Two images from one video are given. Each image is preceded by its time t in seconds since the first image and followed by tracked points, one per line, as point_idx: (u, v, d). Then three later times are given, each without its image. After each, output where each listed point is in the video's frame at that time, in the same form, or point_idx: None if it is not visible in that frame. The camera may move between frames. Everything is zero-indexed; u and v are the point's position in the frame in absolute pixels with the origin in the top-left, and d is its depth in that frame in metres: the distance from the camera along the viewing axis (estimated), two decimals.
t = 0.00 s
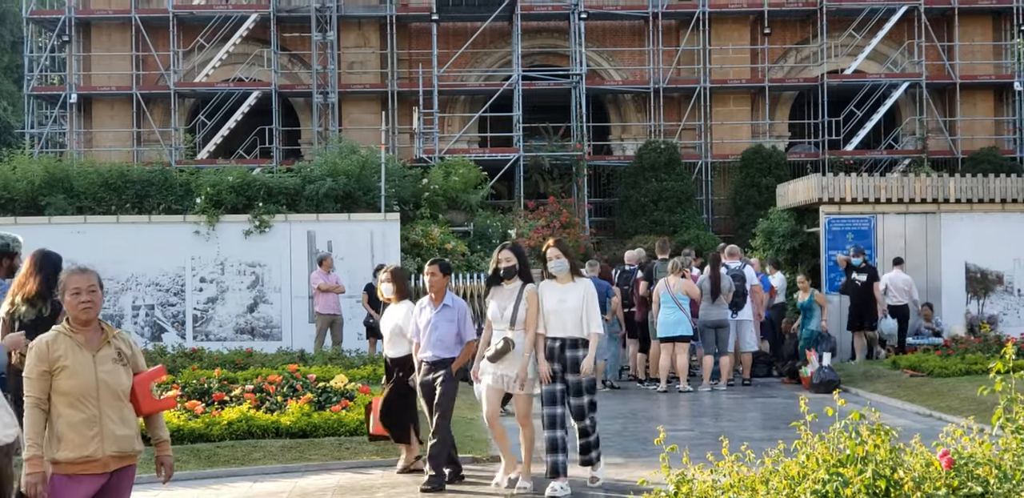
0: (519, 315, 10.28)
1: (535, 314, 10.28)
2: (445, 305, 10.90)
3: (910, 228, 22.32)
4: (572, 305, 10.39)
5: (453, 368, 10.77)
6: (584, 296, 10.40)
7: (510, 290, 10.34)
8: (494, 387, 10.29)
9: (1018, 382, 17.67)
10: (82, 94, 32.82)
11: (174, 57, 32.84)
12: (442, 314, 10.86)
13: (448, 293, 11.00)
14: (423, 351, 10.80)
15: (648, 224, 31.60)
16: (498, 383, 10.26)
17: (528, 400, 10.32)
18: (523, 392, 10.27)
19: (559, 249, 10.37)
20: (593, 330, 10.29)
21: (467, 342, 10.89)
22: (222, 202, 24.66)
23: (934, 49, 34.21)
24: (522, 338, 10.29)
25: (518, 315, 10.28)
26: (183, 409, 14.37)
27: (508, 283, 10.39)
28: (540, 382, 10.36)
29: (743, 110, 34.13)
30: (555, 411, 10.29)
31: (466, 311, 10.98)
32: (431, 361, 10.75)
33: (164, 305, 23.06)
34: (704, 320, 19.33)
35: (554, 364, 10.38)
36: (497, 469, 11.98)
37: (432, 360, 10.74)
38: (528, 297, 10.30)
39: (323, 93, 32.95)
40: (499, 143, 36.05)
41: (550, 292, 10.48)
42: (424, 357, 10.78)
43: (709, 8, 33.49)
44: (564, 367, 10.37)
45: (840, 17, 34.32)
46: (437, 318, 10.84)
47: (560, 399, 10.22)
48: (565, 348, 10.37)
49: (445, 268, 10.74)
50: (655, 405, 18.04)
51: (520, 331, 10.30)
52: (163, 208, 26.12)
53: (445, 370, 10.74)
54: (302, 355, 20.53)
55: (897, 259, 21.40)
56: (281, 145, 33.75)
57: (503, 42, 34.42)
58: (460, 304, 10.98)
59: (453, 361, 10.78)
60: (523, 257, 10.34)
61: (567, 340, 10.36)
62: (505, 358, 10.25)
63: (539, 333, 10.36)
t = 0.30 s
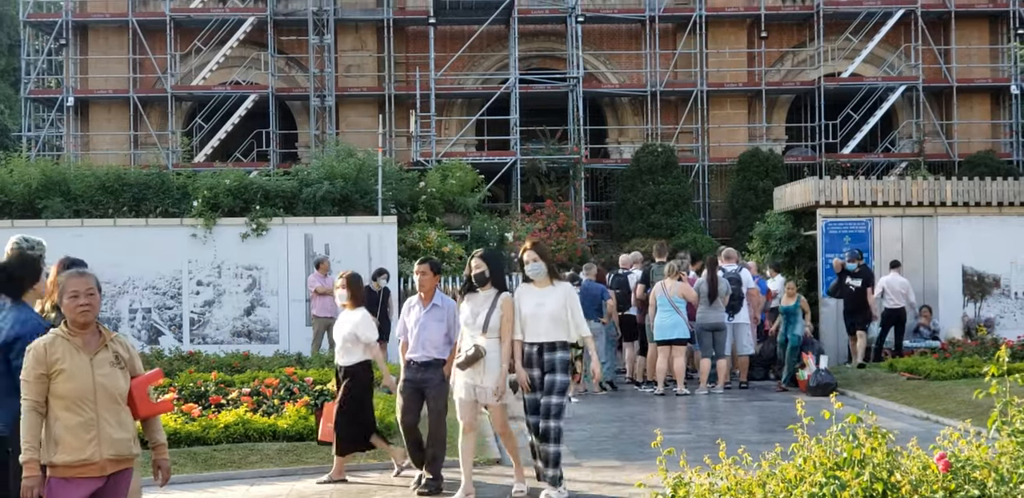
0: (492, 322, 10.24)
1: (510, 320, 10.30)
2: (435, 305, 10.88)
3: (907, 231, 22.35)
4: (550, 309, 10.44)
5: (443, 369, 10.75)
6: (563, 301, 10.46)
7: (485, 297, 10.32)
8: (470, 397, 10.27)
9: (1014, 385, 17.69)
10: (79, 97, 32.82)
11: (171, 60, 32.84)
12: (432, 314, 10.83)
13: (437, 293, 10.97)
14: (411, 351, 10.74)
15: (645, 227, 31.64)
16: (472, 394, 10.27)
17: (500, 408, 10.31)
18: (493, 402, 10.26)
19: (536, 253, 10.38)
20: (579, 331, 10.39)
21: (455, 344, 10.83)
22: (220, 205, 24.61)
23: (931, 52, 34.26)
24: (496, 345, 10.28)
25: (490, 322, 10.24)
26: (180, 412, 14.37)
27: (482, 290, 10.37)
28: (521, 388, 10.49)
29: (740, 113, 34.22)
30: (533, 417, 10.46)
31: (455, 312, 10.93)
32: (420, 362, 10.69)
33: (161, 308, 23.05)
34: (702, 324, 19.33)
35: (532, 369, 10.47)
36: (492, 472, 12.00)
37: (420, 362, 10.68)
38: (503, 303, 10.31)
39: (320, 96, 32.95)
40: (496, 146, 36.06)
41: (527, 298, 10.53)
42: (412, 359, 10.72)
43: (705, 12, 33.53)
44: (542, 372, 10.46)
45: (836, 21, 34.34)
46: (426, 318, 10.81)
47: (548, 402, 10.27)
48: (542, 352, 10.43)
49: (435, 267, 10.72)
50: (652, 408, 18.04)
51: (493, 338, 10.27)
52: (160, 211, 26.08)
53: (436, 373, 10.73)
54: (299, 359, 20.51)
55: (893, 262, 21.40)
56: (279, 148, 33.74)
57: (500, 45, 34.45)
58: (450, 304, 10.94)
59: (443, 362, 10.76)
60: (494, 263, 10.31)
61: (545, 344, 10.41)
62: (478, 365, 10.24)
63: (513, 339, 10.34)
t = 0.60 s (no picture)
0: (469, 328, 10.01)
1: (488, 327, 10.06)
2: (422, 314, 10.93)
3: (903, 238, 22.43)
4: (528, 318, 10.01)
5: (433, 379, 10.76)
6: (542, 310, 10.03)
7: (462, 302, 10.09)
8: (441, 404, 9.95)
9: (1010, 392, 17.71)
10: (74, 104, 32.71)
11: (167, 67, 32.76)
12: (418, 324, 10.90)
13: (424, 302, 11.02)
14: (399, 362, 10.79)
15: (642, 234, 31.66)
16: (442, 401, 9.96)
17: (469, 414, 9.94)
18: (461, 408, 9.88)
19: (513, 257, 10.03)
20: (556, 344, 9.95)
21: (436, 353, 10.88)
22: (215, 212, 24.64)
23: (927, 60, 34.36)
24: (473, 352, 10.03)
25: (467, 328, 10.01)
26: (178, 420, 14.31)
27: (459, 295, 10.14)
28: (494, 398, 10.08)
29: (737, 121, 34.20)
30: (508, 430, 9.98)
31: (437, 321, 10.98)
32: (409, 372, 10.74)
33: (156, 315, 23.01)
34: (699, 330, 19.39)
35: (510, 382, 10.04)
36: (491, 480, 11.98)
37: (406, 372, 10.74)
38: (480, 309, 10.07)
39: (317, 103, 32.87)
40: (492, 153, 36.04)
41: (505, 306, 10.13)
42: (400, 369, 10.77)
43: (702, 19, 33.56)
44: (518, 384, 10.00)
45: (833, 28, 34.40)
46: (413, 328, 10.88)
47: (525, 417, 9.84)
48: (520, 363, 10.00)
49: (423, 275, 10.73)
50: (650, 415, 18.00)
51: (470, 344, 10.02)
52: (155, 218, 26.02)
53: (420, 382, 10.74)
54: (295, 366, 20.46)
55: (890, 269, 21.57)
56: (275, 155, 33.69)
57: (497, 52, 34.43)
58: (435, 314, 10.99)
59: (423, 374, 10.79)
60: (471, 266, 10.08)
61: (523, 355, 9.98)
62: (454, 371, 9.93)
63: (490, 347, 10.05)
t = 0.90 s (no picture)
0: (433, 336, 9.85)
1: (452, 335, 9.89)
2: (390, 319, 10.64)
3: (892, 244, 22.42)
4: (489, 321, 10.08)
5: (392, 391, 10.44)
6: (502, 312, 10.08)
7: (427, 310, 9.93)
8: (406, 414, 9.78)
9: (999, 398, 17.72)
10: (63, 109, 32.68)
11: (156, 73, 32.75)
12: (386, 330, 10.60)
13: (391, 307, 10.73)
14: (365, 370, 10.45)
15: (631, 240, 31.71)
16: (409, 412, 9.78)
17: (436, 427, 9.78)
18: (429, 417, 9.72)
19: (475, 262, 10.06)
20: (507, 347, 9.93)
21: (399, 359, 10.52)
22: (204, 217, 24.60)
23: (916, 66, 34.41)
24: (438, 360, 9.87)
25: (431, 336, 9.85)
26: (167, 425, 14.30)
27: (424, 303, 9.99)
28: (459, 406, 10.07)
29: (725, 126, 34.25)
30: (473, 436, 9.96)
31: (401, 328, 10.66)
32: (377, 380, 10.38)
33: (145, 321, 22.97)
34: (688, 336, 19.32)
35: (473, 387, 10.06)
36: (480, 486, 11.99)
37: (372, 379, 10.38)
38: (444, 317, 9.91)
39: (306, 108, 32.77)
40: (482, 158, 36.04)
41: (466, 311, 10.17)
42: (367, 376, 10.41)
43: (691, 25, 33.59)
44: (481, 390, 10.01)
45: (822, 34, 34.42)
46: (381, 334, 10.58)
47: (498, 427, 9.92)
48: (483, 370, 10.08)
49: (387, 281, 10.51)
50: (639, 421, 18.00)
51: (434, 353, 9.85)
52: (145, 223, 26.05)
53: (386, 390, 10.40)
54: (285, 371, 20.44)
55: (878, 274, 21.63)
56: (264, 160, 33.68)
57: (486, 58, 34.47)
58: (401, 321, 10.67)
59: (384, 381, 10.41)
60: (440, 273, 9.95)
61: (487, 361, 10.06)
62: (418, 381, 9.77)
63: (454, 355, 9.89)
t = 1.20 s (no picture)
0: (401, 343, 10.03)
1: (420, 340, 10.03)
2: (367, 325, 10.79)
3: (883, 252, 22.52)
4: (447, 329, 10.11)
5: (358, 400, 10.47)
6: (460, 319, 10.13)
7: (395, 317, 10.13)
8: (373, 421, 9.97)
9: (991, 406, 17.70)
10: (55, 117, 32.71)
11: (147, 80, 32.80)
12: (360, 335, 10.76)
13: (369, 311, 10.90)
14: (341, 377, 10.53)
15: (623, 247, 31.76)
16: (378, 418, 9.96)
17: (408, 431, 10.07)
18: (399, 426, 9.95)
19: (436, 269, 10.10)
20: (461, 358, 9.97)
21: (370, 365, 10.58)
22: (195, 225, 24.82)
23: (907, 74, 34.47)
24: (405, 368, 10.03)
25: (399, 344, 10.04)
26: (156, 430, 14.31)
27: (393, 309, 10.18)
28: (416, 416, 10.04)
29: (717, 134, 34.23)
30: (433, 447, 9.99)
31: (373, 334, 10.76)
32: (353, 388, 10.48)
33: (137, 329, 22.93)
34: (679, 344, 19.30)
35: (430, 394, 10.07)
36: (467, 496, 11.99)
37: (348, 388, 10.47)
38: (412, 323, 10.07)
39: (297, 116, 32.80)
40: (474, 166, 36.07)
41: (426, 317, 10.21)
42: (344, 384, 10.50)
43: (682, 33, 33.64)
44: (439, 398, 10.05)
45: (812, 42, 34.47)
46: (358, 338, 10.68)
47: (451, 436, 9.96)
48: (441, 377, 10.09)
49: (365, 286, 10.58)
50: (629, 429, 17.98)
51: (402, 360, 10.03)
52: (136, 231, 26.09)
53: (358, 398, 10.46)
54: (275, 379, 20.42)
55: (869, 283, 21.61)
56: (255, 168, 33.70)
57: (478, 66, 34.50)
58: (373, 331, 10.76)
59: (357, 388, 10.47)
60: (407, 280, 10.09)
61: (445, 369, 10.08)
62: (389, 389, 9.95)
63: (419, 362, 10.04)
